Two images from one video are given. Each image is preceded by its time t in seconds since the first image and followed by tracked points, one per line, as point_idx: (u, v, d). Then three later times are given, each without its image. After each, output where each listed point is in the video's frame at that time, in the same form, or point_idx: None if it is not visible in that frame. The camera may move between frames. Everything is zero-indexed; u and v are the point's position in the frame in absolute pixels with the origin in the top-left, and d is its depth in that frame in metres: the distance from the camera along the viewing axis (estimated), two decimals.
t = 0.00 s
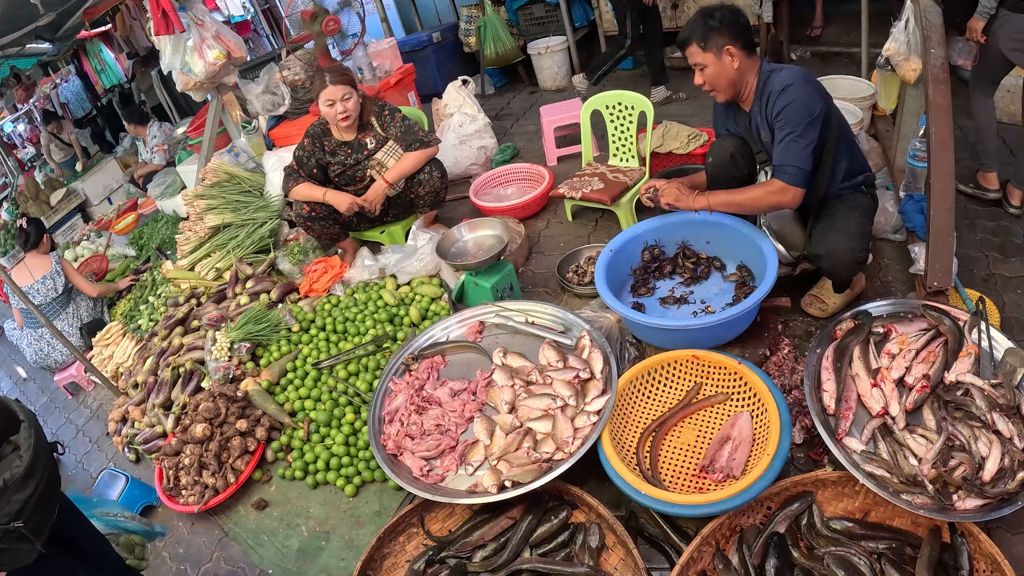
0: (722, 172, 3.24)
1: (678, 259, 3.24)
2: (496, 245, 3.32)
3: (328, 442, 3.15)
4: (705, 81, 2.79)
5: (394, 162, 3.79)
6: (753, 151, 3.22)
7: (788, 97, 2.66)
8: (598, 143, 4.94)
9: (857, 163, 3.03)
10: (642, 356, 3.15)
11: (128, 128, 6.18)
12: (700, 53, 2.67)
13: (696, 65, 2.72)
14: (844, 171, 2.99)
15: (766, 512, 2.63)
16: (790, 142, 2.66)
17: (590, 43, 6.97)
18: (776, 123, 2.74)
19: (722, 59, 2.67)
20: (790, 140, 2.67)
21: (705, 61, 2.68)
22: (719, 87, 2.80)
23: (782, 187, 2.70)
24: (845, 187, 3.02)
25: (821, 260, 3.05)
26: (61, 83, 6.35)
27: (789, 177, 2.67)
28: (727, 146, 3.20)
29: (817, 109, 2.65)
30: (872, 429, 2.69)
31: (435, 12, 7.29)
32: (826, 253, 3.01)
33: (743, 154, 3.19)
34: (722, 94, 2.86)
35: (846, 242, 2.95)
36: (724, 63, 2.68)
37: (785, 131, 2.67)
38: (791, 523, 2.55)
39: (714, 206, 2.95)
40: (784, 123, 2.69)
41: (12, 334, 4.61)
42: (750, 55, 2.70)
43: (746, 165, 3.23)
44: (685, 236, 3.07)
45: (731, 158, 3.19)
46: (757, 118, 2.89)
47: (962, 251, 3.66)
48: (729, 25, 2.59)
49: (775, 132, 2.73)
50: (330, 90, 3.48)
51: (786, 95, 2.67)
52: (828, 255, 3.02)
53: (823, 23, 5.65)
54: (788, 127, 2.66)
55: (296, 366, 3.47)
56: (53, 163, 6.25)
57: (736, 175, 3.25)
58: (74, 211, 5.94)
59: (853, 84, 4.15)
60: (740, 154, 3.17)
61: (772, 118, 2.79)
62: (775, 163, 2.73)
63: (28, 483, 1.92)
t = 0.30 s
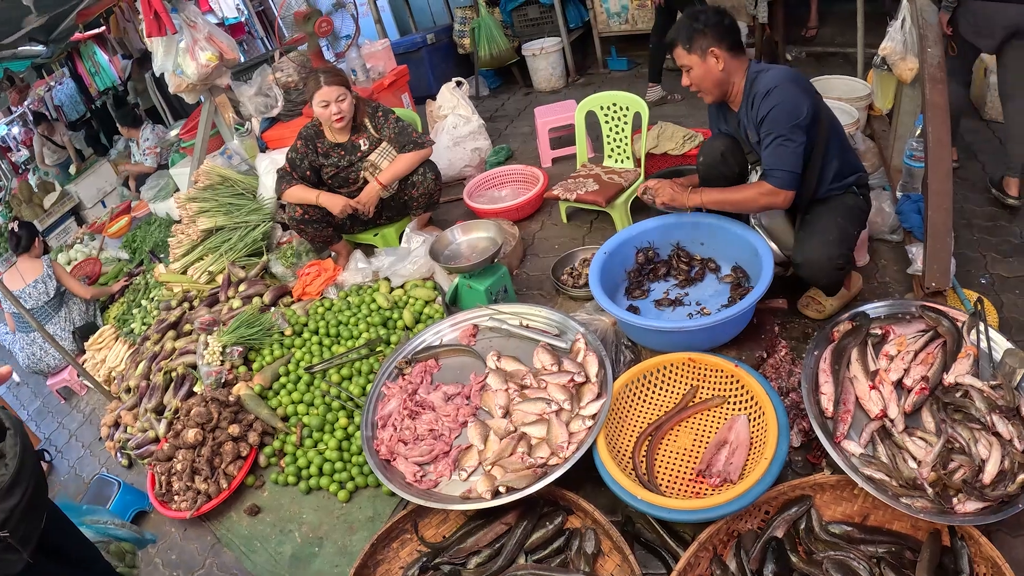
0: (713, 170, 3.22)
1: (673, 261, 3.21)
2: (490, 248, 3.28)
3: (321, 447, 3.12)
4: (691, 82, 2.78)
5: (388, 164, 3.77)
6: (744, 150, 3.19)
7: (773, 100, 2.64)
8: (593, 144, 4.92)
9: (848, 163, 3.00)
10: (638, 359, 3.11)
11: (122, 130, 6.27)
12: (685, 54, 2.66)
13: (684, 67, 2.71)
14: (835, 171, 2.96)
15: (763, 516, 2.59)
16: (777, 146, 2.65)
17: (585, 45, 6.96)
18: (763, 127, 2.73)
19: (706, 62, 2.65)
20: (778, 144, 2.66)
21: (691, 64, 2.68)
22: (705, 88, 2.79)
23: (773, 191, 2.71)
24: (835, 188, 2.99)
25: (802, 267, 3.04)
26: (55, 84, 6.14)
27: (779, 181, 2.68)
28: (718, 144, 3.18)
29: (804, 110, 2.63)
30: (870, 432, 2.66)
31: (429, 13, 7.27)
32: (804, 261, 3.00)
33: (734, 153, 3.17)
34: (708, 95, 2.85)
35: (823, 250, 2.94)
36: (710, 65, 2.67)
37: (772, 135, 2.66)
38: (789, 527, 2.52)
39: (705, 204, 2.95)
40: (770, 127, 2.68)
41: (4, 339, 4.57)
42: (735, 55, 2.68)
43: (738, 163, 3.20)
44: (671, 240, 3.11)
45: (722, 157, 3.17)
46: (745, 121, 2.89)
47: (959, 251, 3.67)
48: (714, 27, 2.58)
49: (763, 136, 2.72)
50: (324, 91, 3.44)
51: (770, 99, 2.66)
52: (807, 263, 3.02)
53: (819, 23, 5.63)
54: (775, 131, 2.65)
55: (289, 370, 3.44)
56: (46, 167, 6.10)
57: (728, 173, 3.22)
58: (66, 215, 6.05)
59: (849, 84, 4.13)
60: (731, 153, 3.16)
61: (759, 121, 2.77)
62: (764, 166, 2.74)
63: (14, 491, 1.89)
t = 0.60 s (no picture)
0: (701, 167, 3.19)
1: (658, 263, 3.18)
2: (477, 252, 3.24)
3: (308, 453, 3.09)
4: (681, 82, 2.76)
5: (374, 168, 3.74)
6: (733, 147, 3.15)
7: (751, 101, 2.63)
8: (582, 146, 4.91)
9: (836, 164, 2.99)
10: (626, 362, 3.09)
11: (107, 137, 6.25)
12: (676, 54, 2.63)
13: (673, 66, 2.68)
14: (821, 176, 2.97)
15: (754, 521, 2.56)
16: (749, 148, 2.66)
17: (573, 46, 6.97)
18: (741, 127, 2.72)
19: (697, 62, 2.64)
20: (751, 147, 2.66)
21: (680, 63, 2.65)
22: (694, 87, 2.76)
23: (740, 194, 2.73)
24: (824, 190, 2.99)
25: (804, 270, 3.01)
26: (44, 90, 6.21)
27: (745, 184, 2.70)
28: (706, 142, 3.15)
29: (781, 115, 2.61)
30: (862, 435, 2.63)
31: (418, 17, 7.33)
32: (807, 264, 2.97)
33: (722, 150, 3.14)
34: (698, 94, 2.83)
35: (826, 252, 2.91)
36: (700, 66, 2.65)
37: (745, 137, 2.66)
38: (781, 532, 2.49)
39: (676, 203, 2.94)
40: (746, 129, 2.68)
41: None
42: (725, 54, 2.66)
43: (727, 160, 3.16)
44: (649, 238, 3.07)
45: (710, 154, 3.14)
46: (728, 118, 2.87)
47: (950, 250, 3.76)
48: (705, 26, 2.55)
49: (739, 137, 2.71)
50: (310, 95, 3.42)
51: (749, 101, 2.64)
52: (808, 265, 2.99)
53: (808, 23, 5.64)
54: (748, 134, 2.65)
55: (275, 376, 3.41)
56: (35, 171, 6.19)
57: (716, 171, 3.18)
58: (55, 220, 6.03)
59: (839, 84, 4.10)
60: (719, 150, 3.12)
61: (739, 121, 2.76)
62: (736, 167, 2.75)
63: None
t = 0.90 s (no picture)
0: (692, 166, 3.25)
1: (645, 265, 3.16)
2: (462, 254, 3.23)
3: (293, 459, 3.07)
4: (681, 83, 2.70)
5: (358, 171, 3.73)
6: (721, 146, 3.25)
7: (760, 93, 2.61)
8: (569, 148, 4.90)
9: (827, 163, 2.98)
10: (612, 365, 3.07)
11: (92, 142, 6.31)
12: (677, 52, 2.57)
13: (672, 66, 2.61)
14: (814, 173, 2.95)
15: (743, 524, 2.54)
16: (765, 137, 2.57)
17: (561, 48, 6.97)
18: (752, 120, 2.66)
19: (700, 59, 2.60)
20: (765, 136, 2.58)
21: (684, 61, 2.59)
22: (695, 88, 2.71)
23: (770, 184, 2.53)
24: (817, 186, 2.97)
25: (783, 252, 2.98)
26: (32, 94, 5.91)
27: (771, 173, 2.54)
28: (694, 142, 3.23)
29: (791, 105, 2.60)
30: (851, 436, 2.61)
31: (406, 17, 7.26)
32: (788, 248, 2.94)
33: (711, 150, 3.23)
34: (698, 94, 2.77)
35: (807, 237, 2.89)
36: (702, 63, 2.62)
37: (760, 128, 2.59)
38: (770, 535, 2.46)
39: (698, 211, 2.66)
40: (758, 120, 2.62)
41: None
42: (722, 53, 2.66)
43: (714, 159, 3.26)
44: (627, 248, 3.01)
45: (700, 154, 3.22)
46: (726, 116, 2.85)
47: (939, 249, 3.74)
48: (703, 24, 2.52)
49: (751, 130, 2.64)
50: (294, 99, 3.40)
51: (755, 92, 2.64)
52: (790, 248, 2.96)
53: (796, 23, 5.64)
54: (763, 123, 2.58)
55: (260, 381, 3.39)
56: (23, 175, 5.98)
57: (706, 170, 3.29)
58: (43, 225, 6.08)
59: (826, 83, 4.08)
60: (709, 150, 3.22)
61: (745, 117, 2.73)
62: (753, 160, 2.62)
63: None
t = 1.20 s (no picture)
0: (689, 170, 3.21)
1: (639, 270, 3.13)
2: (447, 257, 3.22)
3: (279, 464, 3.05)
4: (709, 78, 2.65)
5: (344, 173, 3.72)
6: (720, 150, 3.21)
7: (800, 92, 2.67)
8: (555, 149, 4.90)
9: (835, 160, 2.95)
10: (599, 366, 3.07)
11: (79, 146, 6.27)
12: (711, 46, 2.52)
13: (702, 60, 2.58)
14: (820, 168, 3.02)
15: (731, 525, 2.52)
16: (812, 139, 2.66)
17: (549, 49, 6.98)
18: (788, 122, 2.73)
19: (733, 55, 2.60)
20: (810, 137, 2.68)
21: (716, 56, 2.56)
22: (724, 84, 2.69)
23: (820, 185, 2.66)
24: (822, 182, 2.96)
25: (777, 245, 2.99)
26: (18, 98, 5.99)
27: (820, 175, 2.66)
28: (694, 145, 3.19)
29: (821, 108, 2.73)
30: (840, 436, 2.59)
31: (394, 20, 7.42)
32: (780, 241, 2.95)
33: (710, 153, 3.19)
34: (719, 91, 2.74)
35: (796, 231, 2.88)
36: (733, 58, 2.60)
37: (807, 129, 2.68)
38: (758, 536, 2.45)
39: (773, 225, 2.59)
40: (801, 121, 2.70)
41: None
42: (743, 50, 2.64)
43: (712, 165, 3.21)
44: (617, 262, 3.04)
45: (699, 158, 3.19)
46: (750, 117, 2.87)
47: (928, 247, 3.75)
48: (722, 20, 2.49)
49: (791, 131, 2.72)
50: (282, 102, 3.38)
51: (794, 94, 2.69)
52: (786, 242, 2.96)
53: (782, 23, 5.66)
54: (809, 125, 2.67)
55: (246, 386, 3.36)
56: (11, 179, 5.97)
57: (702, 176, 3.24)
58: (30, 230, 6.03)
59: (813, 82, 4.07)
60: (707, 154, 3.18)
61: (775, 117, 2.78)
62: (794, 162, 2.71)
63: None
